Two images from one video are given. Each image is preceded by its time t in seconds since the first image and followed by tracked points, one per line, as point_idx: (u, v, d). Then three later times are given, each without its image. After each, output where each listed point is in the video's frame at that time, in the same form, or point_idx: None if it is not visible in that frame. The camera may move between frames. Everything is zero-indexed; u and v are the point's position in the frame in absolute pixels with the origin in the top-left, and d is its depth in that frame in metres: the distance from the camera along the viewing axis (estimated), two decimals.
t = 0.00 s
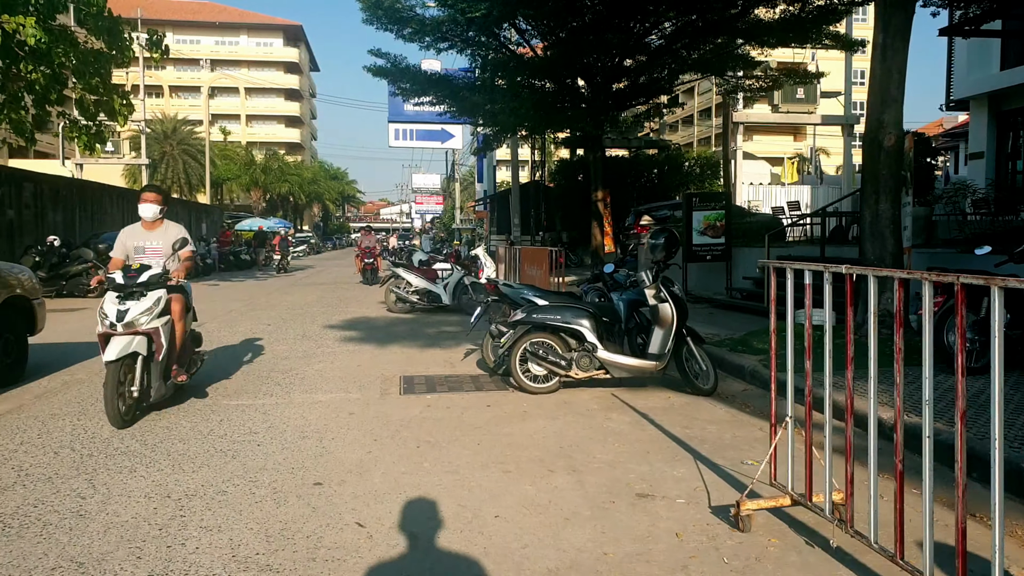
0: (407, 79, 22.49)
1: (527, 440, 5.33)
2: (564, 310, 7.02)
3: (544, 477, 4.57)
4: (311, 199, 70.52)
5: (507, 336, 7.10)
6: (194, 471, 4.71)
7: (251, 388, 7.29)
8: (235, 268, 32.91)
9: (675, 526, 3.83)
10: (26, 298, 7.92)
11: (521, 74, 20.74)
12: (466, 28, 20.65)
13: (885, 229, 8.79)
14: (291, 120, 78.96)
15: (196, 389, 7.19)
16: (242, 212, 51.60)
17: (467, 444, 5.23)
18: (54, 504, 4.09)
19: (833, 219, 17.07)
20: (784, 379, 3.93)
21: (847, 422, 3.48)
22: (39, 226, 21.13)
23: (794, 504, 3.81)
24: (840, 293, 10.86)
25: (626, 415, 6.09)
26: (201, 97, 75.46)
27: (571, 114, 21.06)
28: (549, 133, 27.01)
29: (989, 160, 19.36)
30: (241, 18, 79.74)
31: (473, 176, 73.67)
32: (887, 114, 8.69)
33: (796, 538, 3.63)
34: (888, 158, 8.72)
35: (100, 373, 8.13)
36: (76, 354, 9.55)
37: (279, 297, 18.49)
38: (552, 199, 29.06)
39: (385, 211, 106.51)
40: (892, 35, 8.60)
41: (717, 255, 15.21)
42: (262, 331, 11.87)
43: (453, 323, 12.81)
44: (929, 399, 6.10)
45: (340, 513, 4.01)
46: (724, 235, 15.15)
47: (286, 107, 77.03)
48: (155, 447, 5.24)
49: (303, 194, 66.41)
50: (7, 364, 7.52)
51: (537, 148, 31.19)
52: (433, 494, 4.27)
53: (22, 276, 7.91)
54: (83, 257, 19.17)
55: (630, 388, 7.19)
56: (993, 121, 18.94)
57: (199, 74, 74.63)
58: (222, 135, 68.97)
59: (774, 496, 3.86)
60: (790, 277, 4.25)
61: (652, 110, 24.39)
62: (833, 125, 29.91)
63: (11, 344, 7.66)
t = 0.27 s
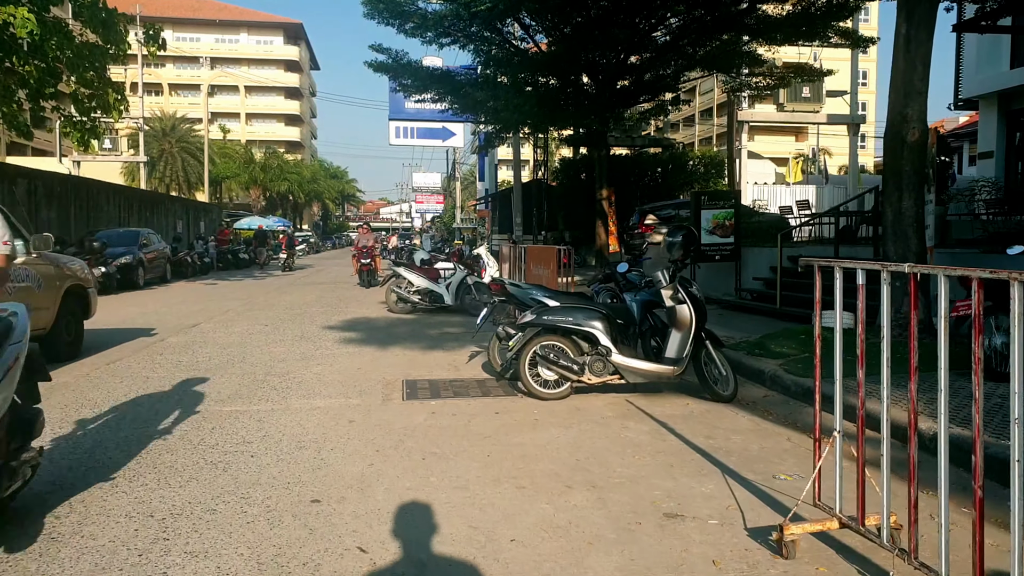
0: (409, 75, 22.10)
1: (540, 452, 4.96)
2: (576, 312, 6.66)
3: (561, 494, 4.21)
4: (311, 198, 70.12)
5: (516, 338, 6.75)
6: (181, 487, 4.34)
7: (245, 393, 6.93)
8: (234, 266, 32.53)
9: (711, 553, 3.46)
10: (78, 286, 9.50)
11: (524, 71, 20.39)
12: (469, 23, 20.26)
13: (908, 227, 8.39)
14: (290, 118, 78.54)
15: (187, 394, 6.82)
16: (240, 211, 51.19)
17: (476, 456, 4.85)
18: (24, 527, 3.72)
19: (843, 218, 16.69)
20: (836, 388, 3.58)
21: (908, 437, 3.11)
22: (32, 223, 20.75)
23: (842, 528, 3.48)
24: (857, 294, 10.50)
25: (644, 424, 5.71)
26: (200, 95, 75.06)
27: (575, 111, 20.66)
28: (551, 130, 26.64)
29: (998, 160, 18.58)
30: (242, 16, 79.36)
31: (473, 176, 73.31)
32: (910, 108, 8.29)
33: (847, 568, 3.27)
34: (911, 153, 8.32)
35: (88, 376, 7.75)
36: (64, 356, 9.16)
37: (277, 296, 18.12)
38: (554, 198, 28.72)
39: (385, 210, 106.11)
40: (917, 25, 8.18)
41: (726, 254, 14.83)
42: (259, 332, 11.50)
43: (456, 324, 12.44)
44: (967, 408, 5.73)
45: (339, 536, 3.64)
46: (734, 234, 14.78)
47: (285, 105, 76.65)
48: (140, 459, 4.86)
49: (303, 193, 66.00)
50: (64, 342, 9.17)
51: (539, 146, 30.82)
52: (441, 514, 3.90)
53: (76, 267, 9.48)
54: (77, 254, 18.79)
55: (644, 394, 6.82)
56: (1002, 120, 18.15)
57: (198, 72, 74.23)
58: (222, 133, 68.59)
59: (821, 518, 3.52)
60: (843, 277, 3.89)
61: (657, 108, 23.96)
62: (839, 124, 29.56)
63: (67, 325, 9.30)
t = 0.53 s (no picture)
0: (409, 74, 21.76)
1: (555, 472, 4.64)
2: (588, 320, 6.35)
3: (580, 522, 3.88)
4: (310, 199, 69.76)
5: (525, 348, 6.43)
6: (168, 514, 4.01)
7: (241, 405, 6.62)
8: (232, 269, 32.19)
9: None
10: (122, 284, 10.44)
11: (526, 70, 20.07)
12: (470, 21, 19.90)
13: (932, 229, 8.06)
14: (290, 119, 78.20)
15: (179, 407, 6.48)
16: (239, 212, 50.85)
17: (486, 478, 4.53)
18: None
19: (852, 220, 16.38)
20: (892, 410, 3.27)
21: (984, 475, 2.79)
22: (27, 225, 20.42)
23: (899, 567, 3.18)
24: (874, 298, 10.17)
25: (663, 442, 5.40)
26: (199, 96, 74.73)
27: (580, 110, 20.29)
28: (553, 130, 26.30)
29: (1007, 160, 18.15)
30: (241, 17, 79.02)
31: (473, 177, 73.00)
32: (934, 106, 7.97)
33: None
34: (935, 153, 7.99)
35: (75, 386, 7.42)
36: (53, 364, 8.83)
37: (276, 300, 17.81)
38: (557, 199, 28.41)
39: (385, 212, 105.76)
40: (941, 18, 7.84)
41: (735, 257, 14.54)
42: (257, 337, 11.19)
43: (459, 329, 12.10)
44: (1006, 424, 5.41)
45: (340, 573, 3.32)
46: (742, 236, 14.50)
47: (284, 106, 76.33)
48: (125, 481, 4.54)
49: (302, 194, 65.64)
50: (110, 334, 10.09)
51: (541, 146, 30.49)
52: (451, 548, 3.57)
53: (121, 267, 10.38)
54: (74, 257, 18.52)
55: (660, 407, 6.50)
56: (1010, 119, 17.74)
57: (197, 73, 73.91)
58: (220, 134, 68.27)
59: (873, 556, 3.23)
60: (898, 287, 3.55)
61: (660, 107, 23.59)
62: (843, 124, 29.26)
63: (111, 320, 10.21)
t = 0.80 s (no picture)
0: (408, 71, 21.43)
1: (568, 487, 4.35)
2: (600, 321, 6.05)
3: (598, 543, 3.59)
4: (310, 199, 69.44)
5: (533, 350, 6.12)
6: (149, 532, 3.69)
7: (234, 410, 6.30)
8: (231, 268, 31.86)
9: None
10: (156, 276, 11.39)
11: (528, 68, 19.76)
12: (471, 17, 19.63)
13: (957, 226, 7.74)
14: (290, 119, 77.90)
15: (169, 411, 6.17)
16: (238, 212, 50.53)
17: (494, 494, 4.24)
18: None
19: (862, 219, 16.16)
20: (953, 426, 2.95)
21: None
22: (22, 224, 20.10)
23: None
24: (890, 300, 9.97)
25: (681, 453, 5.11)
26: (199, 96, 74.45)
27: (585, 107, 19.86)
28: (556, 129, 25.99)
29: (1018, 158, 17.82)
30: (241, 17, 78.70)
31: (475, 177, 72.68)
32: (960, 97, 7.64)
33: None
34: (962, 147, 7.66)
35: (62, 389, 7.10)
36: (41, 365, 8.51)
37: (274, 300, 17.50)
38: (559, 197, 28.14)
39: (385, 212, 105.40)
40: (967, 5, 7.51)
41: (744, 256, 14.32)
42: (253, 338, 10.88)
43: (462, 331, 11.79)
44: None
45: None
46: (751, 235, 14.35)
47: (285, 106, 76.04)
48: (103, 493, 4.19)
49: (303, 194, 65.31)
50: (146, 322, 11.08)
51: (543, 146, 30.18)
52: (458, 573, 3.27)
53: (155, 262, 11.38)
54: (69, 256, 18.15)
55: (675, 414, 6.21)
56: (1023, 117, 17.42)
57: (198, 73, 73.60)
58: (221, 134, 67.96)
59: None
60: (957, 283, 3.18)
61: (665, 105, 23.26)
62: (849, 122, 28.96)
63: (147, 309, 11.18)
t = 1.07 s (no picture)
0: (436, 69, 21.11)
1: (609, 516, 4.02)
2: (640, 329, 5.66)
3: None
4: (340, 199, 69.67)
5: (568, 359, 5.75)
6: (153, 559, 3.39)
7: (253, 419, 6.02)
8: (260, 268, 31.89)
9: None
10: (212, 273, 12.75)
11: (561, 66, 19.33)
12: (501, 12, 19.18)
13: None
14: (320, 120, 78.26)
15: (187, 420, 5.91)
16: (268, 212, 50.73)
17: (529, 522, 3.91)
18: None
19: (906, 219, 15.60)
20: None
21: None
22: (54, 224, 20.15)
23: None
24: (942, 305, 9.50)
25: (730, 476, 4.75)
26: (231, 97, 75.06)
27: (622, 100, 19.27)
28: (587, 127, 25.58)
29: None
30: (272, 18, 79.23)
31: (504, 177, 72.30)
32: None
33: None
34: None
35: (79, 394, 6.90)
36: (63, 367, 8.34)
37: (301, 301, 17.32)
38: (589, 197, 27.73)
39: (413, 212, 105.55)
40: None
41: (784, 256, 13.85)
42: (277, 341, 10.64)
43: (490, 334, 11.48)
44: None
45: None
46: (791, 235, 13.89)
47: (315, 106, 76.38)
48: (106, 511, 3.89)
49: (332, 194, 65.53)
50: (204, 312, 12.42)
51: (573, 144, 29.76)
52: None
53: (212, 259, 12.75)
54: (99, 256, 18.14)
55: (720, 429, 5.83)
56: None
57: (230, 74, 74.22)
58: (252, 135, 68.45)
59: None
60: None
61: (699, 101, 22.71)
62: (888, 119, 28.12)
63: (205, 301, 12.53)
